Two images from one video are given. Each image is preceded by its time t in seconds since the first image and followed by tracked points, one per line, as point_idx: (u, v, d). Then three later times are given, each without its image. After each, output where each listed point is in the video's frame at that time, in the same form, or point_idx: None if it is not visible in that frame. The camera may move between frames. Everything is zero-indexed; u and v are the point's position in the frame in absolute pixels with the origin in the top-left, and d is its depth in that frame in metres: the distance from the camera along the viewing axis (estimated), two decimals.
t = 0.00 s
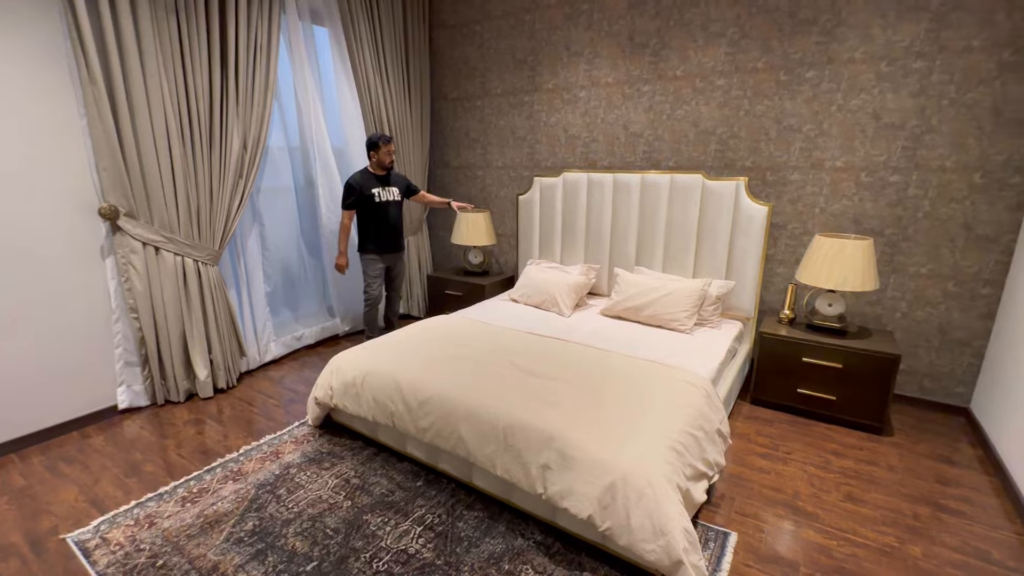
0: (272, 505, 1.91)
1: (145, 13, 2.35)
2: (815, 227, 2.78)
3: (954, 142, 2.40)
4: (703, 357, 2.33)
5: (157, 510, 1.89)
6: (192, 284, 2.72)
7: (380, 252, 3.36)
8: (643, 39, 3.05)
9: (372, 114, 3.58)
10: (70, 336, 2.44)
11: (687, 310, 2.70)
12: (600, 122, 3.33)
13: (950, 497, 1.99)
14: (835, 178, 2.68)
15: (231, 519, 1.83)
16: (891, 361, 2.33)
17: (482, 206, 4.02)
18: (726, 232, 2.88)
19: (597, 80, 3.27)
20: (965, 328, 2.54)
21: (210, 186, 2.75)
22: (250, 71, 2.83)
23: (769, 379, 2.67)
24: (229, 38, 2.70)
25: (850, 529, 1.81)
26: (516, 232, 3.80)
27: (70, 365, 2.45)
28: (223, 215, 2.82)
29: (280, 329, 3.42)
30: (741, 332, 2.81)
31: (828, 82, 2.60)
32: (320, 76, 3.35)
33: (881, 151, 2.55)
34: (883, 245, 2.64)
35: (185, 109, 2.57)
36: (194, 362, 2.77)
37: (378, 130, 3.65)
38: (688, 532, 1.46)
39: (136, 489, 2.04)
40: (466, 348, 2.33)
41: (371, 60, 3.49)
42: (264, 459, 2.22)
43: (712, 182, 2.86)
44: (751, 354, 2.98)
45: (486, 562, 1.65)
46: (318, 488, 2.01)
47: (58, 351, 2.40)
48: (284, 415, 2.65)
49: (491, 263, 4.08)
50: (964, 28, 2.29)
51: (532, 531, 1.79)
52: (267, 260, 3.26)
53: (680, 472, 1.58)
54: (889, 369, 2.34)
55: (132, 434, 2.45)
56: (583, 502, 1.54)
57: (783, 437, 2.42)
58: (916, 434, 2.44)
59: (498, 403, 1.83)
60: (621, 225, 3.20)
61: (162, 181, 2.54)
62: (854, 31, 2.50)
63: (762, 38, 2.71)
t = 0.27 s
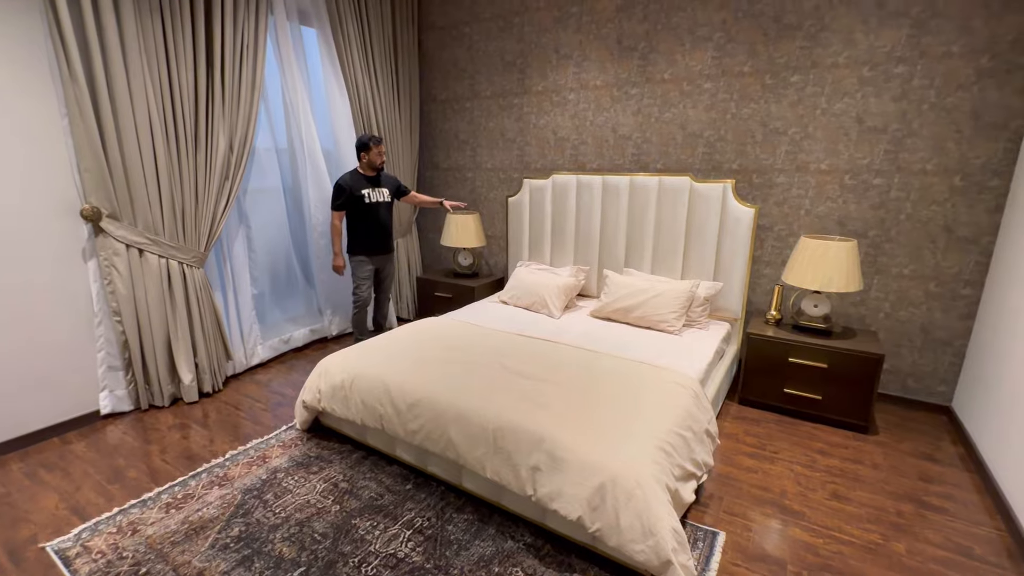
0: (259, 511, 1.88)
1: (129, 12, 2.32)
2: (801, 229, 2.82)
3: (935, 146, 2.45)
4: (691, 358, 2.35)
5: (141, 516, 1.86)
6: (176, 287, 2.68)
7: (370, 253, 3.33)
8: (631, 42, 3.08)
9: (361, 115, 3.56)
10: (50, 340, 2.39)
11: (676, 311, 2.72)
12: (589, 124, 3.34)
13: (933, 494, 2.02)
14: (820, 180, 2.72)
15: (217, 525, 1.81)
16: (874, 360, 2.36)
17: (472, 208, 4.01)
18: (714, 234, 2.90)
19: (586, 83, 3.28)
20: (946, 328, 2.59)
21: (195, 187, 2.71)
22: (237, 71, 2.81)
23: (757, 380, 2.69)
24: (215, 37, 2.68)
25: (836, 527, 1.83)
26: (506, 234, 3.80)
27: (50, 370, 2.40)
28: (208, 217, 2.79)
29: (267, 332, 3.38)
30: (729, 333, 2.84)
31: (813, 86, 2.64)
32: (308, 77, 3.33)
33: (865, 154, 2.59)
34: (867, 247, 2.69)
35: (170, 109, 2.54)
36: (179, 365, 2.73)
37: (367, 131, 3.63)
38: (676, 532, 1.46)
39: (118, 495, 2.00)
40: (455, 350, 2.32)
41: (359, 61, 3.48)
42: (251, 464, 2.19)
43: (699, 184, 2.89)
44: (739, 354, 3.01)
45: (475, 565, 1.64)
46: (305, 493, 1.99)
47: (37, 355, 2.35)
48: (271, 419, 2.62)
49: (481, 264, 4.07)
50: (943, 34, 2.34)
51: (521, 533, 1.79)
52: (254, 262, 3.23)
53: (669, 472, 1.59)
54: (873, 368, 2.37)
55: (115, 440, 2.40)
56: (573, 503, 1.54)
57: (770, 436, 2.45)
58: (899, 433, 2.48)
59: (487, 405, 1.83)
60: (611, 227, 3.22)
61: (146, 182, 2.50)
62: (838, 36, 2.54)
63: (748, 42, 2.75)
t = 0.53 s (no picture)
0: (249, 517, 1.86)
1: (119, 15, 2.31)
2: (791, 232, 2.85)
3: (921, 151, 2.49)
4: (683, 361, 2.36)
5: (128, 524, 1.83)
6: (165, 291, 2.65)
7: (363, 256, 3.32)
8: (622, 48, 3.10)
9: (353, 119, 3.56)
10: (36, 345, 2.35)
11: (668, 315, 2.73)
12: (581, 128, 3.36)
13: (922, 495, 2.04)
14: (809, 185, 2.75)
15: (206, 533, 1.78)
16: (864, 363, 2.39)
17: (465, 212, 4.01)
18: (705, 238, 2.93)
19: (578, 88, 3.30)
20: (934, 330, 2.62)
21: (185, 191, 2.69)
22: (227, 74, 2.79)
23: (748, 383, 2.71)
24: (206, 40, 2.67)
25: (827, 529, 1.84)
26: (499, 238, 3.80)
27: (35, 376, 2.36)
28: (198, 221, 2.76)
29: (258, 336, 3.35)
30: (720, 336, 2.86)
31: (801, 92, 2.67)
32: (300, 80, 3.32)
33: (853, 159, 2.63)
34: (856, 250, 2.72)
35: (160, 112, 2.52)
36: (168, 370, 2.70)
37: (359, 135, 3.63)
38: (669, 535, 1.47)
39: (105, 503, 1.97)
40: (447, 354, 2.32)
41: (351, 64, 3.47)
42: (241, 470, 2.16)
43: (691, 189, 2.91)
44: (730, 357, 3.03)
45: (468, 570, 1.63)
46: (296, 499, 1.97)
47: (23, 361, 2.32)
48: (261, 425, 2.60)
49: (474, 268, 4.07)
50: (928, 41, 2.38)
51: (515, 538, 1.78)
52: (244, 266, 3.20)
53: (661, 475, 1.59)
54: (862, 370, 2.40)
55: (102, 446, 2.37)
56: (566, 507, 1.54)
57: (761, 439, 2.46)
58: (888, 434, 2.50)
59: (480, 409, 1.82)
60: (603, 231, 3.23)
61: (136, 185, 2.48)
62: (825, 43, 2.58)
63: (738, 48, 2.78)
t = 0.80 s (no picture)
0: (241, 526, 1.84)
1: (113, 20, 2.30)
2: (783, 238, 2.87)
3: (911, 158, 2.52)
4: (678, 366, 2.36)
5: (118, 534, 1.81)
6: (158, 297, 2.63)
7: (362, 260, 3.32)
8: (616, 55, 3.13)
9: (347, 125, 3.57)
10: (25, 352, 2.32)
11: (662, 320, 2.74)
12: (575, 135, 3.38)
13: (915, 499, 2.05)
14: (800, 191, 2.78)
15: (197, 542, 1.76)
16: (856, 367, 2.41)
17: (460, 217, 4.02)
18: (698, 243, 2.94)
19: (572, 94, 3.33)
20: (925, 334, 2.64)
21: (178, 196, 2.68)
22: (222, 79, 2.79)
23: (742, 387, 2.72)
24: (201, 45, 2.66)
25: (822, 533, 1.85)
26: (494, 243, 3.81)
27: (23, 383, 2.33)
28: (191, 226, 2.75)
29: (251, 342, 3.33)
30: (714, 341, 2.87)
31: (793, 99, 2.70)
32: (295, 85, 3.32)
33: (844, 165, 2.66)
34: (847, 255, 2.74)
35: (154, 117, 2.51)
36: (159, 377, 2.67)
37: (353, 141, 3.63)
38: (664, 540, 1.46)
39: (95, 512, 1.94)
40: (442, 359, 2.31)
41: (346, 69, 3.48)
42: (233, 478, 2.14)
43: (684, 195, 2.93)
44: (725, 362, 3.04)
45: None
46: (289, 507, 1.95)
47: (11, 368, 2.29)
48: (254, 432, 2.58)
49: (469, 274, 4.07)
50: (916, 50, 2.42)
51: (510, 544, 1.77)
52: (238, 271, 3.19)
53: (657, 480, 1.59)
54: (855, 375, 2.41)
55: (92, 454, 2.34)
56: (561, 513, 1.54)
57: (756, 443, 2.47)
58: (881, 438, 2.52)
59: (475, 415, 1.82)
60: (597, 236, 3.24)
61: (128, 190, 2.46)
62: (816, 51, 2.61)
63: (730, 55, 2.81)
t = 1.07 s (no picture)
0: (233, 539, 1.81)
1: (109, 30, 2.31)
2: (777, 247, 2.89)
3: (901, 168, 2.55)
4: (673, 374, 2.37)
5: (107, 547, 1.78)
6: (150, 307, 2.61)
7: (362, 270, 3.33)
8: (610, 66, 3.16)
9: (343, 134, 3.58)
10: (14, 362, 2.29)
11: (657, 328, 2.75)
12: (570, 144, 3.40)
13: (911, 507, 2.05)
14: (793, 200, 2.80)
15: (188, 555, 1.74)
16: (850, 376, 2.41)
17: (455, 226, 4.02)
18: (693, 252, 2.96)
19: (567, 105, 3.36)
20: (918, 342, 2.66)
21: (172, 205, 2.67)
22: (218, 89, 2.80)
23: (738, 396, 2.72)
24: (197, 55, 2.67)
25: (819, 543, 1.84)
26: (489, 252, 3.81)
27: (11, 394, 2.30)
28: (186, 236, 2.74)
29: (245, 352, 3.31)
30: (710, 349, 2.87)
31: (784, 110, 2.74)
32: (291, 95, 3.33)
33: (835, 175, 2.69)
34: (840, 264, 2.76)
35: (149, 127, 2.51)
36: (151, 388, 2.65)
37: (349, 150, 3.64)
38: (661, 551, 1.45)
39: (83, 526, 1.91)
40: (437, 369, 2.30)
41: (342, 79, 3.50)
42: (225, 490, 2.11)
43: (678, 204, 2.95)
44: (720, 370, 3.04)
45: None
46: (282, 519, 1.93)
47: None
48: (247, 443, 2.55)
49: (465, 282, 4.07)
50: (904, 62, 2.46)
51: (505, 556, 1.76)
52: (232, 281, 3.18)
53: (653, 491, 1.58)
54: (849, 383, 2.42)
55: (81, 467, 2.30)
56: (557, 524, 1.52)
57: (752, 452, 2.47)
58: (877, 447, 2.52)
59: (470, 425, 1.81)
60: (592, 245, 3.26)
61: (122, 200, 2.45)
62: (806, 63, 2.65)
63: (722, 67, 2.84)
